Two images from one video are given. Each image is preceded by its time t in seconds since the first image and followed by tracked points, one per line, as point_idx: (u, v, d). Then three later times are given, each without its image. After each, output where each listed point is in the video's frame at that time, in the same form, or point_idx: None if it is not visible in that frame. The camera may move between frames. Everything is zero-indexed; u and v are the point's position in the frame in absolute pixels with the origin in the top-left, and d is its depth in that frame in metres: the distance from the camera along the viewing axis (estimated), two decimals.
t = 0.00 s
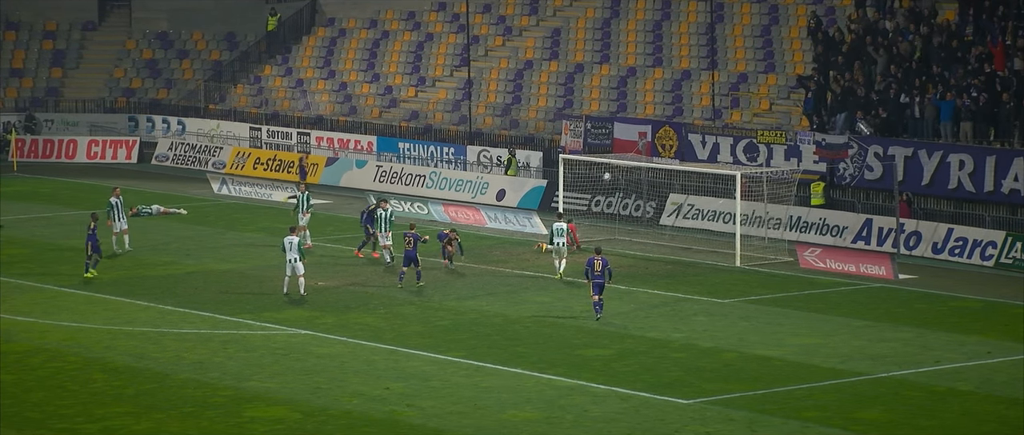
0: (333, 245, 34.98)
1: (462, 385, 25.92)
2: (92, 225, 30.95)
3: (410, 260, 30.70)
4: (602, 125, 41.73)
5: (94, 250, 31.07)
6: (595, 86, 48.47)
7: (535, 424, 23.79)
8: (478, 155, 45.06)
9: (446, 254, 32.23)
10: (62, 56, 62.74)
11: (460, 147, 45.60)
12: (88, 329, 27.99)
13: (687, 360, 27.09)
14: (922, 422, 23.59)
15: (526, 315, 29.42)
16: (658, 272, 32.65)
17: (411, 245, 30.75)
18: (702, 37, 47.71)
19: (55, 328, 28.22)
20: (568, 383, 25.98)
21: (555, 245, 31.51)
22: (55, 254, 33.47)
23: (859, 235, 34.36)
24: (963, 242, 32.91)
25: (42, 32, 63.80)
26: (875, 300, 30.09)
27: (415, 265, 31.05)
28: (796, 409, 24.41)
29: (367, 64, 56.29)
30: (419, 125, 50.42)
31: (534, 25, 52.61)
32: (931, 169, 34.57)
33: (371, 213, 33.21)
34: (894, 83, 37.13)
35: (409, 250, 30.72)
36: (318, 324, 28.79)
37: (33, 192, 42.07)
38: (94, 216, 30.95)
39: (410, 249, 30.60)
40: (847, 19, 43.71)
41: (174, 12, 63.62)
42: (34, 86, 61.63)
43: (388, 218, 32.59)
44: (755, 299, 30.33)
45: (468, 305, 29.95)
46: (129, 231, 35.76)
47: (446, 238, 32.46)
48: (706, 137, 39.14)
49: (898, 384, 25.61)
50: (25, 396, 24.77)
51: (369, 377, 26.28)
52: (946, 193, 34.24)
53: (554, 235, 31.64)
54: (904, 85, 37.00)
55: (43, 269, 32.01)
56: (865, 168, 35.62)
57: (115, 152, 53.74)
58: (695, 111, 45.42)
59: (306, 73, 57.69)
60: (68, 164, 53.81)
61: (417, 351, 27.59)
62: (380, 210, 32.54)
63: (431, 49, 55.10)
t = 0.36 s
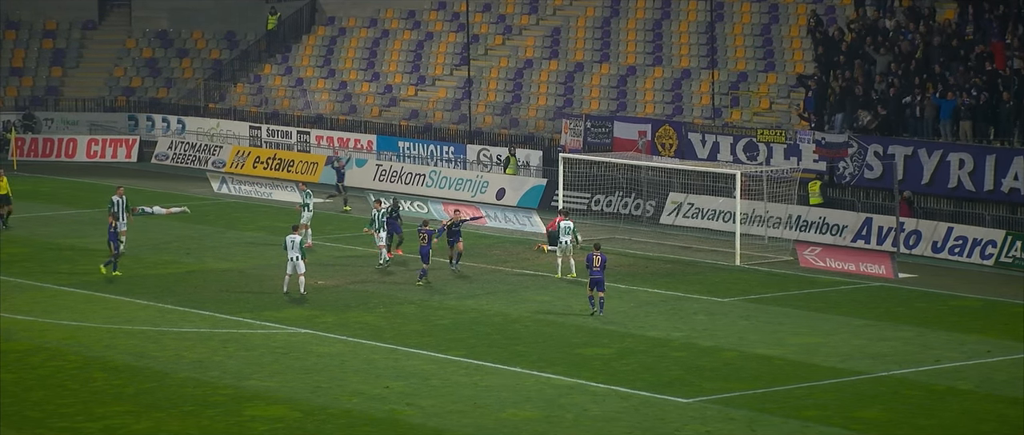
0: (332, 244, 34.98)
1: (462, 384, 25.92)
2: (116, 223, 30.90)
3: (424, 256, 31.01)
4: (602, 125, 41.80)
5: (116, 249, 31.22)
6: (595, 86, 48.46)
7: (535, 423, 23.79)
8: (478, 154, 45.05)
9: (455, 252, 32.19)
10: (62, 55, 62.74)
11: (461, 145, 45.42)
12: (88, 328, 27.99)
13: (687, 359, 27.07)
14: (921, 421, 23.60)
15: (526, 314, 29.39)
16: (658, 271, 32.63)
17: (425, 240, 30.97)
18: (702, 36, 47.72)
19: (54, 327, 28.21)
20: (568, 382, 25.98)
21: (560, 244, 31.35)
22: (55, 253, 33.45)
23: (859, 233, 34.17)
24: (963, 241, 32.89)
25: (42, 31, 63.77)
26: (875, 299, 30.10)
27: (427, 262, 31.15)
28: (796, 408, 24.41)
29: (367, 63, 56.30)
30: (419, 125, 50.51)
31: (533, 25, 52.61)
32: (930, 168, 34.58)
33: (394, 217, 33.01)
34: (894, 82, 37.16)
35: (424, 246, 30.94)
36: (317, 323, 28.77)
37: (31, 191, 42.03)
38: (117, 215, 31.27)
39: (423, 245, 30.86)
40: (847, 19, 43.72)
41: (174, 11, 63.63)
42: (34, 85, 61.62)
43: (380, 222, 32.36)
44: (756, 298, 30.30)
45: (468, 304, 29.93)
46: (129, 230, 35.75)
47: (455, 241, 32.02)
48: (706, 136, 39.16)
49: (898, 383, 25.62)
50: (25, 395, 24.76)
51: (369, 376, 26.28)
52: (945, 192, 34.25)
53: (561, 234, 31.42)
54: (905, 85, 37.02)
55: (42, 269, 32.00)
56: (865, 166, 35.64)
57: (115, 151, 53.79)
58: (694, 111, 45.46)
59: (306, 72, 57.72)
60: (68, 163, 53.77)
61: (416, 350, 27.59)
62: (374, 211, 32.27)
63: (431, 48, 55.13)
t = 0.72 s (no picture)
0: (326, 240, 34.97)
1: (457, 381, 25.92)
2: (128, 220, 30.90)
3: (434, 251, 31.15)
4: (597, 122, 41.72)
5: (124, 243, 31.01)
6: (590, 82, 48.48)
7: (530, 420, 23.78)
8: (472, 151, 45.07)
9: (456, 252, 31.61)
10: (57, 52, 62.74)
11: (455, 141, 45.28)
12: (83, 325, 27.96)
13: (683, 356, 27.07)
14: (916, 418, 23.62)
15: (522, 311, 29.40)
16: (654, 268, 32.64)
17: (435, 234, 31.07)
18: (697, 33, 47.74)
19: (49, 324, 28.17)
20: (563, 379, 25.97)
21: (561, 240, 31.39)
22: (50, 249, 33.40)
23: (854, 230, 34.35)
24: (957, 238, 32.92)
25: (37, 28, 63.75)
26: (870, 295, 30.11)
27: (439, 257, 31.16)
28: (791, 405, 24.43)
29: (362, 60, 56.35)
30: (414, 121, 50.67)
31: (528, 21, 52.62)
32: (925, 165, 34.55)
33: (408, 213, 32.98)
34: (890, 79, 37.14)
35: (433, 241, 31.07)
36: (312, 319, 28.76)
37: (27, 188, 41.99)
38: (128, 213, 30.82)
39: (430, 240, 31.05)
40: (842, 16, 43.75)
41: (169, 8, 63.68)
42: (29, 82, 61.64)
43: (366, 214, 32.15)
44: (751, 295, 30.31)
45: (463, 301, 29.93)
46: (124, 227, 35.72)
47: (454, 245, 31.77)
48: (701, 132, 39.04)
49: (892, 380, 25.64)
50: (20, 393, 24.73)
51: (365, 373, 26.27)
52: (941, 188, 34.25)
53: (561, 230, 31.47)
54: (901, 81, 36.99)
55: (37, 266, 31.97)
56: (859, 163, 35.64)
57: (109, 148, 53.55)
58: (689, 107, 45.51)
59: (300, 68, 57.77)
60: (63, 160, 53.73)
61: (411, 346, 27.58)
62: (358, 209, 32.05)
63: (426, 45, 55.17)
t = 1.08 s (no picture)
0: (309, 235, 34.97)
1: (441, 376, 25.92)
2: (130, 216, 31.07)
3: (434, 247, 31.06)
4: (581, 116, 41.65)
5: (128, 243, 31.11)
6: (573, 77, 48.47)
7: (514, 415, 23.80)
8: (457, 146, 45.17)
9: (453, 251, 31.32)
10: (40, 47, 62.56)
11: (439, 135, 45.79)
12: (66, 320, 27.91)
13: (667, 351, 27.07)
14: (898, 411, 23.67)
15: (505, 306, 29.41)
16: (638, 262, 32.68)
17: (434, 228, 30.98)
18: (681, 28, 47.80)
19: (32, 320, 28.13)
20: (546, 374, 25.98)
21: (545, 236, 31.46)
22: (34, 245, 33.32)
23: (837, 225, 34.40)
24: (940, 232, 32.90)
25: (19, 23, 63.56)
26: (854, 290, 30.15)
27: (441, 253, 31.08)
28: (774, 399, 24.46)
29: (345, 55, 56.29)
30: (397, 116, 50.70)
31: (512, 16, 52.64)
32: (908, 160, 34.85)
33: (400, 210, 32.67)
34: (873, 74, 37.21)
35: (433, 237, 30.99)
36: (296, 314, 28.75)
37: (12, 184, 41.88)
38: (132, 212, 31.12)
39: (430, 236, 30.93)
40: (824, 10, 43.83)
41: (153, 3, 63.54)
42: (12, 77, 61.48)
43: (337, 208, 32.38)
44: (735, 290, 30.34)
45: (446, 296, 29.93)
46: (109, 223, 35.67)
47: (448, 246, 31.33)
48: (684, 128, 39.10)
49: (875, 374, 25.67)
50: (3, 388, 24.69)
51: (348, 368, 26.26)
52: (924, 183, 34.59)
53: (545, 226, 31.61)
54: (884, 76, 37.09)
55: (21, 261, 31.90)
56: (842, 158, 35.96)
57: (92, 142, 53.59)
58: (673, 102, 45.53)
59: (284, 63, 57.73)
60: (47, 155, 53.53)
61: (395, 341, 27.60)
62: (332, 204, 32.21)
63: (410, 40, 55.15)
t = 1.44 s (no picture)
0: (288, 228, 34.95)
1: (420, 368, 25.89)
2: (129, 210, 30.94)
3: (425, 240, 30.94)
4: (560, 109, 41.74)
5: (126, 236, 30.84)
6: (552, 70, 48.52)
7: (492, 407, 23.78)
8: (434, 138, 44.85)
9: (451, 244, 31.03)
10: (17, 40, 62.47)
11: (417, 128, 45.37)
12: (43, 313, 27.85)
13: (646, 343, 27.04)
14: (876, 403, 23.68)
15: (484, 299, 29.38)
16: (617, 255, 32.68)
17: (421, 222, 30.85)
18: (659, 20, 47.82)
19: (9, 313, 28.05)
20: (525, 366, 25.96)
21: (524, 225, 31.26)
22: (14, 238, 33.24)
23: (815, 217, 34.23)
24: (918, 224, 32.94)
25: None
26: (833, 282, 30.17)
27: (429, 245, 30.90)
28: (752, 391, 24.45)
29: (324, 48, 56.34)
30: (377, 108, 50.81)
31: (490, 8, 52.64)
32: (886, 152, 34.86)
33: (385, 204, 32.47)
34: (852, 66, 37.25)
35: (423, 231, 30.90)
36: (274, 307, 28.71)
37: None
38: (130, 203, 31.00)
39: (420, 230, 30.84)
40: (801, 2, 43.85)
41: None
42: None
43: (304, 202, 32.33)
44: (714, 282, 30.32)
45: (425, 289, 29.89)
46: (90, 217, 35.59)
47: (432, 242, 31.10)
48: (663, 120, 39.27)
49: (854, 366, 25.69)
50: None
51: (327, 361, 26.22)
52: (902, 175, 34.61)
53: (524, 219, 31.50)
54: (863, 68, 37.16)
55: None
56: (820, 150, 35.95)
57: (70, 135, 53.03)
58: (651, 94, 45.60)
59: (262, 56, 57.79)
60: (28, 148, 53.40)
61: (373, 334, 27.58)
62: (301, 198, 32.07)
63: (388, 33, 55.17)
